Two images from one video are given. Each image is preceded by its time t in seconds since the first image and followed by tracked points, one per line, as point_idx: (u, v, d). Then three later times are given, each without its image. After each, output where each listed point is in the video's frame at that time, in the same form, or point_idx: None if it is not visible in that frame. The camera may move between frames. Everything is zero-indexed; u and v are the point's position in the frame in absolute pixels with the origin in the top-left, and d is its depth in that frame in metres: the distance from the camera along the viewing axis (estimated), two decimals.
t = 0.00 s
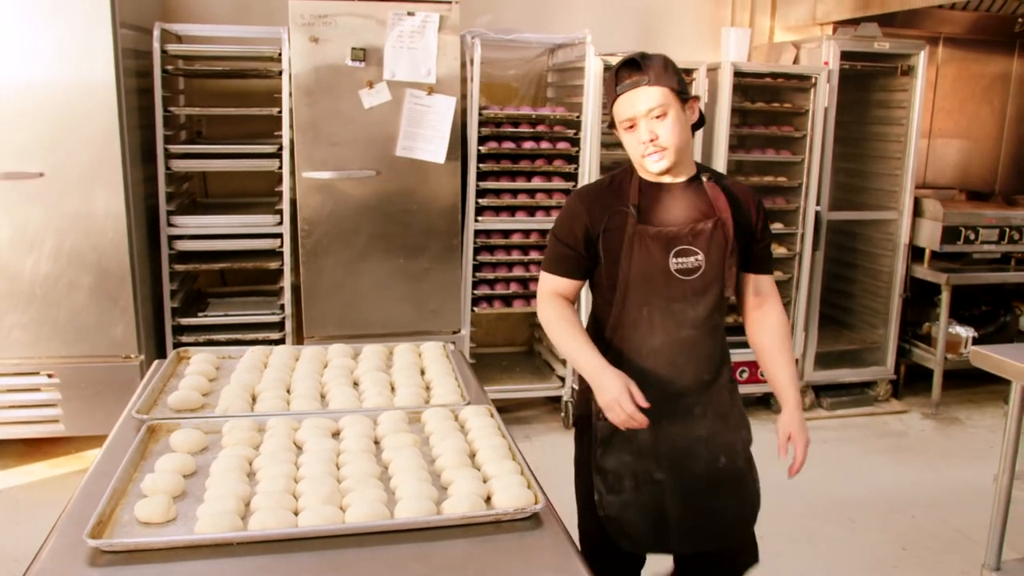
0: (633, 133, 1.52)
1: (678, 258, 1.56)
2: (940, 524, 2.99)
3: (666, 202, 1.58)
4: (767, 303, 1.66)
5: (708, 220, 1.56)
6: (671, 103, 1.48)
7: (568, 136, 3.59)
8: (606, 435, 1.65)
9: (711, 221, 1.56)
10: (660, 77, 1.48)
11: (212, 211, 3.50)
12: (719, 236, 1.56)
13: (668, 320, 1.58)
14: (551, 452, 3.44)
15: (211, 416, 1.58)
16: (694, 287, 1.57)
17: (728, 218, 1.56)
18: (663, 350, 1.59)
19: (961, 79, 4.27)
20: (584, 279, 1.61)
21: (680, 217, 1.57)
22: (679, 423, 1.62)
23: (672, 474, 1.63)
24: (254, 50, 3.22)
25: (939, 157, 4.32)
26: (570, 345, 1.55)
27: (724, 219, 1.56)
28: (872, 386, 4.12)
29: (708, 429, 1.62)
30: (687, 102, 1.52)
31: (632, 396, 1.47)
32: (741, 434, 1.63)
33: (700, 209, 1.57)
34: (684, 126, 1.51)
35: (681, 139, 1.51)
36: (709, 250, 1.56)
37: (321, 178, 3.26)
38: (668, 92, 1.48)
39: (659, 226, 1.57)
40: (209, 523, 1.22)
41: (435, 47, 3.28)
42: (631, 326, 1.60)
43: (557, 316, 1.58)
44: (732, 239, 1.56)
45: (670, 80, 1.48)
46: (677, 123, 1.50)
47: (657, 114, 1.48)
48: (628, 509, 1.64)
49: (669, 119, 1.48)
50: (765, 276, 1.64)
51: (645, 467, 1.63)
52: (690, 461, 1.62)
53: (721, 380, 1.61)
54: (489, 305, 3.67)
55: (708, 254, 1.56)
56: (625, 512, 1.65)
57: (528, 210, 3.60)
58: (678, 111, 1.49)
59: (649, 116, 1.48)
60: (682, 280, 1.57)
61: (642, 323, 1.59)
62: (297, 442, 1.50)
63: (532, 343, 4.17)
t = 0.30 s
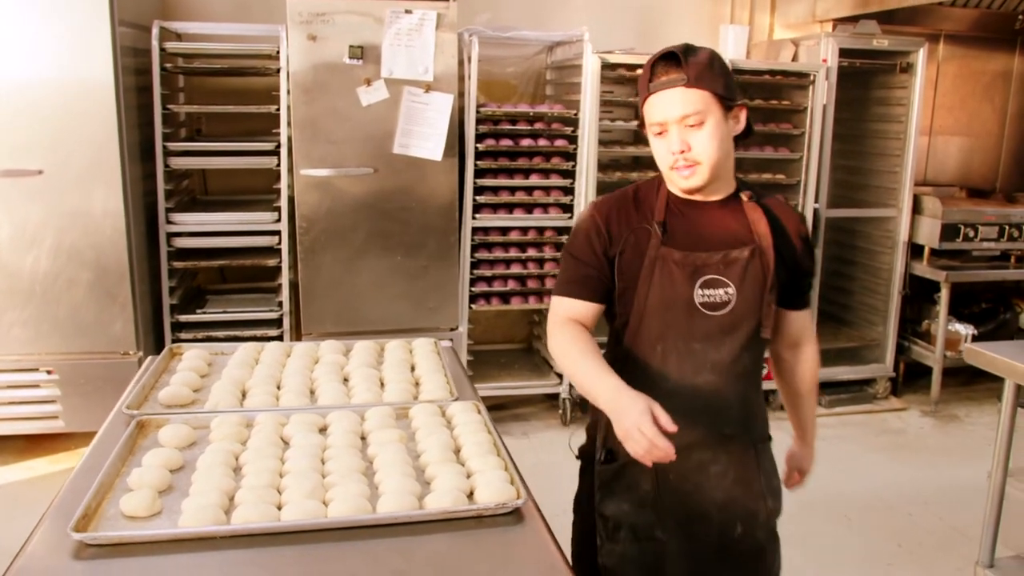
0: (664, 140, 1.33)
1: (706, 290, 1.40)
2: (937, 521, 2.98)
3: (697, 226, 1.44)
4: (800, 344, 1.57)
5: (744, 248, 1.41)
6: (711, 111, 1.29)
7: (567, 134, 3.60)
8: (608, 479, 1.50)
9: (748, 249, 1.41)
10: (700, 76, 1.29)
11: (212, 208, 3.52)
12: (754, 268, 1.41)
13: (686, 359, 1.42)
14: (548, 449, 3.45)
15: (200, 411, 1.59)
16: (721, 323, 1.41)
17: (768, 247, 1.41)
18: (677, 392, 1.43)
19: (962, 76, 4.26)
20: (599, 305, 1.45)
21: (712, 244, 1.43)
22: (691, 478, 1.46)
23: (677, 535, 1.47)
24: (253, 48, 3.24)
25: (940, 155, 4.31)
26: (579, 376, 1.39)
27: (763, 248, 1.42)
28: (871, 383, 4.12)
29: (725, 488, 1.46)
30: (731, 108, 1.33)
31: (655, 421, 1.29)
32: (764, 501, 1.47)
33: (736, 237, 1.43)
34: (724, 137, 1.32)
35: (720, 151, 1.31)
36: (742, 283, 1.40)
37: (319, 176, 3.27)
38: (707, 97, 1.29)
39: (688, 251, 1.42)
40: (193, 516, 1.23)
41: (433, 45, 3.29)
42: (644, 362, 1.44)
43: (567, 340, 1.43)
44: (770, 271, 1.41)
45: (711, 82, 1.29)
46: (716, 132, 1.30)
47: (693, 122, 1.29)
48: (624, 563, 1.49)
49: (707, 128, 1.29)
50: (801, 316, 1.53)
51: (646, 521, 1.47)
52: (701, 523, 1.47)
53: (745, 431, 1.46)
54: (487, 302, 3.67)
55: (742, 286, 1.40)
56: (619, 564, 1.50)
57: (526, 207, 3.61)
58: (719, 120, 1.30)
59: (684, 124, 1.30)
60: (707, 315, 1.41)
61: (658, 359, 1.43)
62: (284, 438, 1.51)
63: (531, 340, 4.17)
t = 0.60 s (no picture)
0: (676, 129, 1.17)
1: (733, 301, 1.27)
2: (943, 515, 2.97)
3: (725, 231, 1.31)
4: (876, 368, 1.29)
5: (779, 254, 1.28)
6: (731, 98, 1.13)
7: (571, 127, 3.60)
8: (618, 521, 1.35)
9: (783, 254, 1.27)
10: (716, 57, 1.12)
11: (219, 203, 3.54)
12: (789, 276, 1.27)
13: (709, 381, 1.28)
14: (553, 442, 3.45)
15: (195, 403, 1.61)
16: (751, 338, 1.27)
17: (806, 252, 1.27)
18: (700, 418, 1.29)
19: (972, 66, 4.23)
20: (615, 320, 1.27)
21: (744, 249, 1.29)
22: (720, 519, 1.33)
23: None
24: (256, 44, 3.25)
25: (950, 146, 4.27)
26: (587, 408, 1.20)
27: (801, 252, 1.27)
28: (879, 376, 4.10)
29: (757, 530, 1.33)
30: (760, 93, 1.16)
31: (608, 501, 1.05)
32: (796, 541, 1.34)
33: (770, 240, 1.30)
34: (747, 127, 1.15)
35: (741, 145, 1.16)
36: (774, 294, 1.27)
37: (323, 170, 3.28)
38: (728, 82, 1.13)
39: (714, 257, 1.29)
40: (182, 506, 1.25)
41: (436, 39, 3.29)
42: (666, 382, 1.30)
43: (579, 366, 1.24)
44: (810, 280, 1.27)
45: (731, 64, 1.12)
46: (738, 123, 1.14)
47: (708, 112, 1.13)
48: None
49: (724, 118, 1.13)
50: (872, 330, 1.28)
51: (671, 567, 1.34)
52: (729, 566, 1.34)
53: (781, 466, 1.31)
54: (492, 295, 3.68)
55: (775, 297, 1.27)
56: None
57: (531, 200, 3.61)
58: (742, 109, 1.14)
59: (700, 113, 1.14)
60: (732, 330, 1.27)
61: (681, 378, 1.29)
62: (277, 429, 1.53)
63: (538, 333, 4.18)
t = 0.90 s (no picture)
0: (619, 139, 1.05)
1: (716, 328, 1.12)
2: (960, 505, 2.94)
3: (706, 245, 1.16)
4: (875, 382, 1.19)
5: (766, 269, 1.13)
6: (672, 94, 1.00)
7: (587, 117, 3.59)
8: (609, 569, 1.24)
9: (770, 268, 1.13)
10: (648, 49, 1.00)
11: (238, 195, 3.59)
12: (777, 292, 1.13)
13: (692, 422, 1.13)
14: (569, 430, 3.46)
15: (204, 391, 1.64)
16: (736, 371, 1.12)
17: (797, 264, 1.13)
18: (682, 464, 1.14)
19: (997, 51, 4.16)
20: (595, 357, 1.14)
21: (727, 265, 1.15)
22: None
23: None
24: (273, 36, 3.28)
25: (974, 133, 4.21)
26: (565, 464, 1.06)
27: (792, 264, 1.13)
28: (900, 365, 4.07)
29: None
30: (706, 84, 1.02)
31: None
32: None
33: (756, 251, 1.16)
34: (696, 122, 1.02)
35: (694, 145, 1.02)
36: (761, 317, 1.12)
37: (339, 161, 3.31)
38: (666, 75, 1.00)
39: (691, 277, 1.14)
40: (185, 490, 1.28)
41: (451, 30, 3.30)
42: (643, 422, 1.16)
43: (553, 414, 1.10)
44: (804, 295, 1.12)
45: (665, 57, 1.00)
46: (687, 121, 1.01)
47: (647, 112, 1.00)
48: None
49: (666, 116, 1.01)
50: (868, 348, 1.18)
51: None
52: None
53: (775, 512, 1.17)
54: (509, 285, 3.69)
55: (763, 319, 1.12)
56: None
57: (547, 189, 3.62)
58: (687, 103, 1.01)
59: (639, 113, 1.01)
60: (715, 358, 1.12)
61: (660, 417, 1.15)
62: (281, 416, 1.56)
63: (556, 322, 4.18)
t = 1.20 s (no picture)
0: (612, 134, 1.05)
1: (686, 342, 1.09)
2: (982, 498, 2.91)
3: (699, 250, 1.11)
4: (904, 433, 0.97)
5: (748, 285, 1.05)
6: (645, 93, 0.98)
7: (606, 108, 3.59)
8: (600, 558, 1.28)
9: (750, 288, 1.04)
10: (628, 45, 0.99)
11: (260, 187, 3.62)
12: (755, 313, 1.04)
13: (663, 431, 1.12)
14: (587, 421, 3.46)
15: (218, 378, 1.66)
16: (702, 389, 1.08)
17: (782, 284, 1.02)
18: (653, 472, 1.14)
19: None
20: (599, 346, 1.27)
21: (716, 274, 1.09)
22: None
23: None
24: (292, 29, 3.30)
25: (1001, 121, 4.15)
26: (541, 427, 1.23)
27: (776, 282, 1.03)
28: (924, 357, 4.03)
29: None
30: (683, 82, 0.97)
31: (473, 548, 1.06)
32: None
33: (749, 263, 1.07)
34: (676, 121, 0.98)
35: (667, 147, 0.99)
36: (732, 338, 1.05)
37: (359, 154, 3.33)
38: (641, 72, 0.98)
39: (675, 283, 1.11)
40: (196, 475, 1.30)
41: (469, 22, 3.31)
42: (632, 419, 1.18)
43: (548, 384, 1.27)
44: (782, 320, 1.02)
45: (638, 50, 0.98)
46: (658, 122, 0.98)
47: (622, 111, 1.00)
48: None
49: (641, 115, 0.98)
50: (898, 393, 0.97)
51: None
52: None
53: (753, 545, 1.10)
54: (528, 277, 3.65)
55: (737, 341, 1.05)
56: None
57: (566, 181, 3.62)
58: (663, 101, 0.98)
59: (617, 111, 1.01)
60: (687, 373, 1.09)
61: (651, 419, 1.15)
62: (293, 404, 1.58)
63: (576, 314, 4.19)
